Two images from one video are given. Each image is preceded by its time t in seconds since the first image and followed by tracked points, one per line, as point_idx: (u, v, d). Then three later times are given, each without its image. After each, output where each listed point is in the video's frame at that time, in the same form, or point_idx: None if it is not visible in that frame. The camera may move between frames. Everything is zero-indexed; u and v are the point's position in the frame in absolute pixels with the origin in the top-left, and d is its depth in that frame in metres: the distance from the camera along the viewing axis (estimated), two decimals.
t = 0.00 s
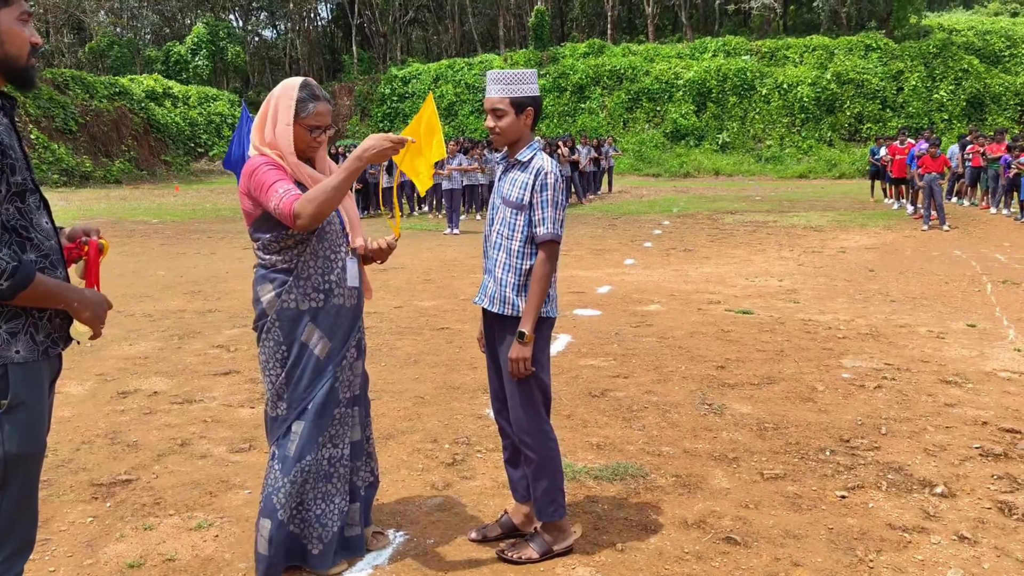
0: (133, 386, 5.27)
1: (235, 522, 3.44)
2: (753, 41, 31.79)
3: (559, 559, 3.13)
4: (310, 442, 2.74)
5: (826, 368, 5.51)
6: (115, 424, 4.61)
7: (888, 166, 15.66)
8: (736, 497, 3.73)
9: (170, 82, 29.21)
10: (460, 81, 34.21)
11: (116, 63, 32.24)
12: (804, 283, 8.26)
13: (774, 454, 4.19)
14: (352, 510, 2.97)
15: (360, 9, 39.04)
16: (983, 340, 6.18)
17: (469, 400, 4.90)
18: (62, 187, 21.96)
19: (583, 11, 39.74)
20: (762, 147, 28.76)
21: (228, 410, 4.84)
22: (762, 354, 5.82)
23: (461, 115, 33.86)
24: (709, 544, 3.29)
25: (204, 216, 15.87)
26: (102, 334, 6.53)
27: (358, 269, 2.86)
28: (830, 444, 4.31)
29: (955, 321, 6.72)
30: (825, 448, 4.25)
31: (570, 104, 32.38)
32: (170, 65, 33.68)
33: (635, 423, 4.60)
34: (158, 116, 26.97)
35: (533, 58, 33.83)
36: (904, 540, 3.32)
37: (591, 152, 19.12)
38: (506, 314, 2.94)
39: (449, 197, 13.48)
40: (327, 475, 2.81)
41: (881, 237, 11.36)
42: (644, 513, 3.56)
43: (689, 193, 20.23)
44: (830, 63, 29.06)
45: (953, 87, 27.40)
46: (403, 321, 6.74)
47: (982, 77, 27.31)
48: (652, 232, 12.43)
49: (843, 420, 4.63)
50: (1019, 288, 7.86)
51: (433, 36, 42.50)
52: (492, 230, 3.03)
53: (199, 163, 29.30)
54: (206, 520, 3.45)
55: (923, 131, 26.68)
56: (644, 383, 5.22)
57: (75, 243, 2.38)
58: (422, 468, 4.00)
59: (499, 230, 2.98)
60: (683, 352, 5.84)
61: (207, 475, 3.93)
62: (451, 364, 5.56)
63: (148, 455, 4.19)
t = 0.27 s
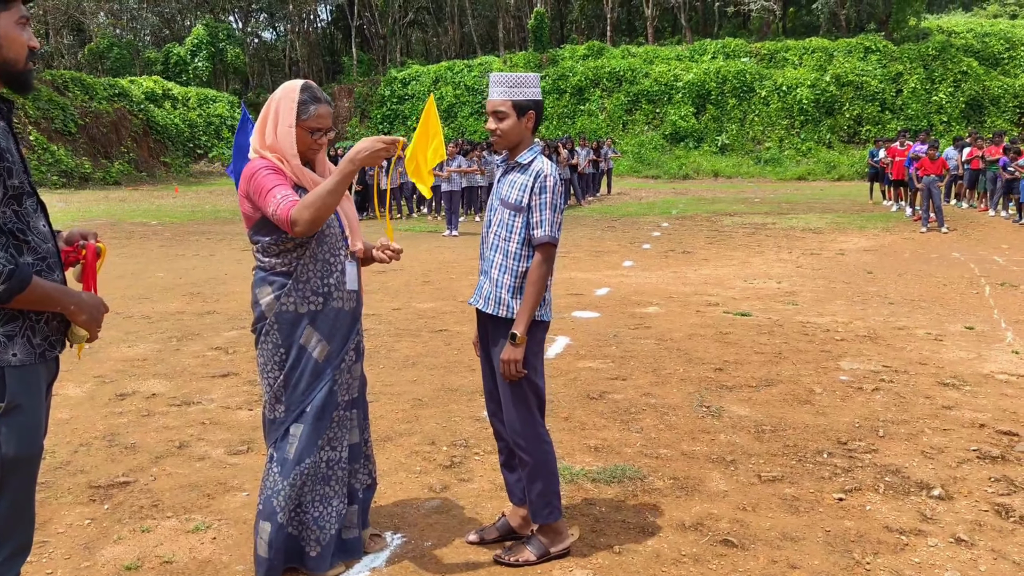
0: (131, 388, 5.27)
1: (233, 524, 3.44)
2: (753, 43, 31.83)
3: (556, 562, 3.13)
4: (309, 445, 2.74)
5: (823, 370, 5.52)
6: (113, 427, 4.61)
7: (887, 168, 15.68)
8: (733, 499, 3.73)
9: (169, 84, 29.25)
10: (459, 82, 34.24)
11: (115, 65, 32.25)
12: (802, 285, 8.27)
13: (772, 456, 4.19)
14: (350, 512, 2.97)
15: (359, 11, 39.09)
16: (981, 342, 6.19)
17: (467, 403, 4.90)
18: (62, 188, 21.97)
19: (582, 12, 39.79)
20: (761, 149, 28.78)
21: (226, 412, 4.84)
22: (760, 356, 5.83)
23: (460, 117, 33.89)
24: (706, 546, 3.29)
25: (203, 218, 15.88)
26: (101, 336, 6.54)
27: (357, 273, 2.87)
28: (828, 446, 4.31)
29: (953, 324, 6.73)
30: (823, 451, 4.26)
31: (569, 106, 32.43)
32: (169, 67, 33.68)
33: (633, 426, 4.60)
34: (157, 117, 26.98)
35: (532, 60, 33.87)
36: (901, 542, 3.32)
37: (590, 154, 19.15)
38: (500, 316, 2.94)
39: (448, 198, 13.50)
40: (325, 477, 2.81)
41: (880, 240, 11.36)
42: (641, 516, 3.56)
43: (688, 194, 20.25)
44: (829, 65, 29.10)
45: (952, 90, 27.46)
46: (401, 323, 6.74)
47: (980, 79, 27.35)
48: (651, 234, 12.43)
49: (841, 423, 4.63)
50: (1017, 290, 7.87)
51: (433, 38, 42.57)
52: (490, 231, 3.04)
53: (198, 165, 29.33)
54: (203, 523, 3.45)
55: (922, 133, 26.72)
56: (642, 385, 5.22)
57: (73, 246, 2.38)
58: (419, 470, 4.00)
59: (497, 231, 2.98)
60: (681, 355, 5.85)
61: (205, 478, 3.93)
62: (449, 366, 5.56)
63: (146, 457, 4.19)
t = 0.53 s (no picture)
0: (128, 391, 5.26)
1: (230, 526, 3.44)
2: (752, 46, 31.87)
3: (553, 564, 3.12)
4: (306, 448, 2.74)
5: (821, 373, 5.52)
6: (111, 428, 4.60)
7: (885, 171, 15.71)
8: (731, 502, 3.73)
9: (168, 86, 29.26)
10: (458, 85, 34.25)
11: (114, 67, 32.24)
12: (800, 287, 8.28)
13: (770, 458, 4.19)
14: (347, 513, 2.97)
15: (358, 13, 39.15)
16: (979, 345, 6.20)
17: (465, 405, 4.90)
18: (60, 190, 21.96)
19: (581, 15, 39.85)
20: (760, 151, 28.80)
21: (224, 414, 4.84)
22: (758, 358, 5.83)
23: (459, 119, 33.91)
24: (704, 549, 3.29)
25: (202, 220, 15.88)
26: (99, 337, 6.53)
27: (355, 275, 2.87)
28: (826, 449, 4.31)
29: (951, 326, 6.74)
30: (821, 453, 4.25)
31: (568, 108, 32.49)
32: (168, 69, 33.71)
33: (631, 428, 4.60)
34: (156, 119, 26.99)
35: (531, 62, 33.90)
36: (898, 545, 3.32)
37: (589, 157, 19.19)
38: (497, 317, 2.94)
39: (447, 201, 13.51)
40: (322, 479, 2.80)
41: (878, 242, 11.37)
42: (639, 518, 3.56)
43: (686, 197, 20.27)
44: (827, 68, 29.14)
45: (950, 92, 27.49)
46: (399, 325, 6.74)
47: (979, 82, 27.38)
48: (649, 237, 12.43)
49: (838, 425, 4.63)
50: (1015, 293, 7.88)
51: (432, 41, 42.65)
52: (489, 232, 3.04)
53: (197, 167, 29.33)
54: (200, 525, 3.44)
55: (920, 135, 26.73)
56: (640, 388, 5.22)
57: (71, 248, 2.38)
58: (417, 472, 4.00)
59: (496, 232, 2.99)
60: (679, 357, 5.85)
61: (202, 480, 3.93)
62: (447, 369, 5.56)
63: (143, 459, 4.19)
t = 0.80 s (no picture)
0: (127, 395, 5.26)
1: (228, 530, 3.45)
2: (750, 51, 31.96)
3: (552, 568, 3.13)
4: (307, 452, 2.75)
5: (820, 377, 5.53)
6: (110, 433, 4.61)
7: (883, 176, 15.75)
8: (729, 506, 3.73)
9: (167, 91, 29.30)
10: (457, 90, 34.32)
11: (113, 71, 32.27)
12: (799, 291, 8.30)
13: (768, 462, 4.20)
14: (346, 517, 2.97)
15: (357, 18, 39.27)
16: (977, 349, 6.21)
17: (464, 409, 4.91)
18: (59, 194, 21.97)
19: (580, 20, 39.98)
20: (758, 156, 28.86)
21: (223, 418, 4.84)
22: (756, 363, 5.84)
23: (458, 124, 33.97)
24: (702, 552, 3.30)
25: (201, 225, 15.90)
26: (98, 342, 6.54)
27: (353, 279, 2.89)
28: (824, 452, 4.32)
29: (949, 330, 6.75)
30: (818, 457, 4.26)
31: (566, 113, 32.58)
32: (167, 74, 33.75)
33: (629, 432, 4.61)
34: (155, 124, 27.02)
35: (530, 67, 34.00)
36: (896, 548, 3.33)
37: (588, 161, 19.24)
38: (496, 321, 2.96)
39: (446, 205, 13.54)
40: (322, 483, 2.81)
41: (876, 247, 11.39)
42: (637, 522, 3.56)
43: (685, 202, 20.31)
44: (825, 73, 29.24)
45: (948, 97, 27.55)
46: (398, 330, 6.75)
47: (977, 87, 27.48)
48: (648, 241, 12.45)
49: (836, 429, 4.64)
50: (1012, 297, 7.90)
51: (430, 46, 42.81)
52: (488, 236, 3.05)
53: (196, 171, 29.36)
54: (200, 529, 3.45)
55: (918, 140, 26.80)
56: (639, 392, 5.23)
57: (71, 252, 2.39)
58: (415, 476, 4.00)
59: (495, 236, 3.00)
60: (678, 361, 5.86)
61: (201, 484, 3.93)
62: (445, 373, 5.57)
63: (142, 463, 4.19)
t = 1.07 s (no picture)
0: (125, 399, 5.26)
1: (226, 535, 3.44)
2: (748, 55, 32.04)
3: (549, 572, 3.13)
4: (305, 458, 2.75)
5: (817, 381, 5.53)
6: (107, 437, 4.60)
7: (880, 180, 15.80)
8: (726, 510, 3.73)
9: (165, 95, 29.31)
10: (456, 94, 34.37)
11: (112, 76, 32.27)
12: (797, 296, 8.31)
13: (766, 467, 4.20)
14: (345, 523, 2.97)
15: (356, 23, 39.36)
16: (974, 353, 6.22)
17: (462, 413, 4.91)
18: (58, 199, 21.97)
19: (578, 25, 40.08)
20: (757, 160, 28.90)
21: (220, 423, 4.84)
22: (754, 367, 5.85)
23: (457, 129, 34.01)
24: (700, 556, 3.30)
25: (199, 229, 15.90)
26: (96, 346, 6.54)
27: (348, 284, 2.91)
28: (821, 457, 4.32)
29: (947, 335, 6.76)
30: (816, 461, 4.27)
31: (565, 118, 32.65)
32: (166, 78, 33.79)
33: (627, 436, 4.61)
34: (153, 129, 27.02)
35: (529, 72, 34.08)
36: (893, 552, 3.33)
37: (587, 166, 19.27)
38: (494, 325, 2.96)
39: (444, 210, 13.56)
40: (320, 487, 2.82)
41: (873, 251, 11.42)
42: (635, 526, 3.56)
43: (683, 206, 20.34)
44: (823, 78, 29.31)
45: (946, 102, 27.62)
46: (396, 334, 6.75)
47: (974, 92, 27.57)
48: (646, 246, 12.47)
49: (834, 433, 4.65)
50: (1010, 301, 7.91)
51: (429, 50, 42.93)
52: (486, 240, 3.05)
53: (194, 176, 29.35)
54: (197, 533, 3.45)
55: (916, 144, 26.86)
56: (637, 396, 5.23)
57: (69, 256, 2.39)
58: (413, 480, 4.00)
59: (492, 240, 3.01)
60: (676, 365, 5.86)
61: (199, 488, 3.93)
62: (443, 377, 5.57)
63: (140, 467, 4.19)
